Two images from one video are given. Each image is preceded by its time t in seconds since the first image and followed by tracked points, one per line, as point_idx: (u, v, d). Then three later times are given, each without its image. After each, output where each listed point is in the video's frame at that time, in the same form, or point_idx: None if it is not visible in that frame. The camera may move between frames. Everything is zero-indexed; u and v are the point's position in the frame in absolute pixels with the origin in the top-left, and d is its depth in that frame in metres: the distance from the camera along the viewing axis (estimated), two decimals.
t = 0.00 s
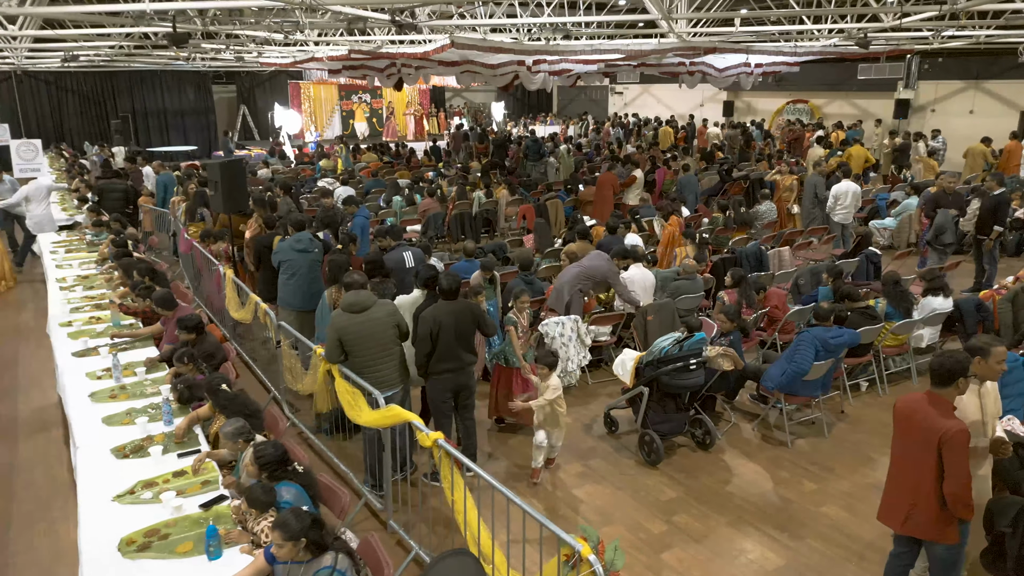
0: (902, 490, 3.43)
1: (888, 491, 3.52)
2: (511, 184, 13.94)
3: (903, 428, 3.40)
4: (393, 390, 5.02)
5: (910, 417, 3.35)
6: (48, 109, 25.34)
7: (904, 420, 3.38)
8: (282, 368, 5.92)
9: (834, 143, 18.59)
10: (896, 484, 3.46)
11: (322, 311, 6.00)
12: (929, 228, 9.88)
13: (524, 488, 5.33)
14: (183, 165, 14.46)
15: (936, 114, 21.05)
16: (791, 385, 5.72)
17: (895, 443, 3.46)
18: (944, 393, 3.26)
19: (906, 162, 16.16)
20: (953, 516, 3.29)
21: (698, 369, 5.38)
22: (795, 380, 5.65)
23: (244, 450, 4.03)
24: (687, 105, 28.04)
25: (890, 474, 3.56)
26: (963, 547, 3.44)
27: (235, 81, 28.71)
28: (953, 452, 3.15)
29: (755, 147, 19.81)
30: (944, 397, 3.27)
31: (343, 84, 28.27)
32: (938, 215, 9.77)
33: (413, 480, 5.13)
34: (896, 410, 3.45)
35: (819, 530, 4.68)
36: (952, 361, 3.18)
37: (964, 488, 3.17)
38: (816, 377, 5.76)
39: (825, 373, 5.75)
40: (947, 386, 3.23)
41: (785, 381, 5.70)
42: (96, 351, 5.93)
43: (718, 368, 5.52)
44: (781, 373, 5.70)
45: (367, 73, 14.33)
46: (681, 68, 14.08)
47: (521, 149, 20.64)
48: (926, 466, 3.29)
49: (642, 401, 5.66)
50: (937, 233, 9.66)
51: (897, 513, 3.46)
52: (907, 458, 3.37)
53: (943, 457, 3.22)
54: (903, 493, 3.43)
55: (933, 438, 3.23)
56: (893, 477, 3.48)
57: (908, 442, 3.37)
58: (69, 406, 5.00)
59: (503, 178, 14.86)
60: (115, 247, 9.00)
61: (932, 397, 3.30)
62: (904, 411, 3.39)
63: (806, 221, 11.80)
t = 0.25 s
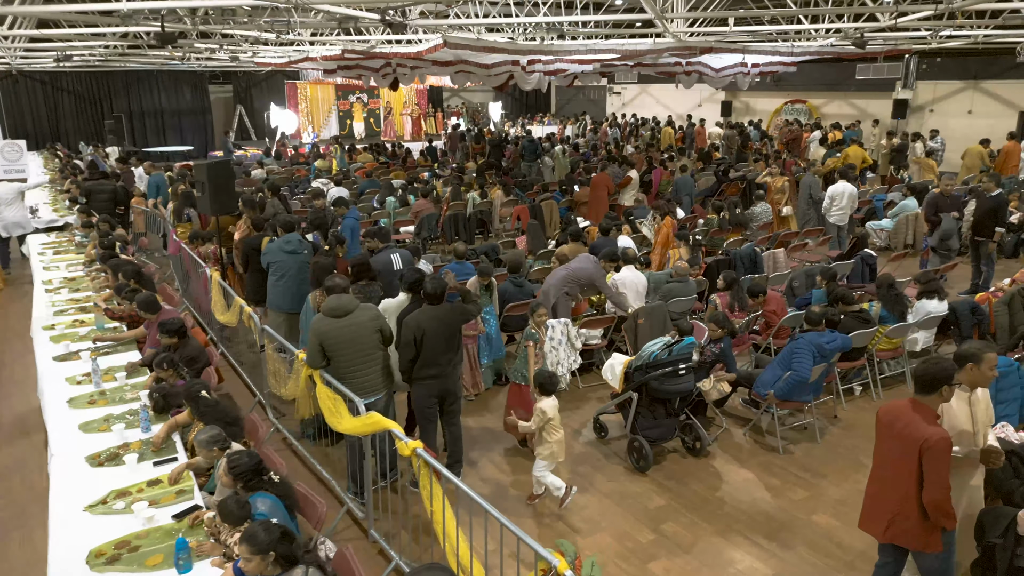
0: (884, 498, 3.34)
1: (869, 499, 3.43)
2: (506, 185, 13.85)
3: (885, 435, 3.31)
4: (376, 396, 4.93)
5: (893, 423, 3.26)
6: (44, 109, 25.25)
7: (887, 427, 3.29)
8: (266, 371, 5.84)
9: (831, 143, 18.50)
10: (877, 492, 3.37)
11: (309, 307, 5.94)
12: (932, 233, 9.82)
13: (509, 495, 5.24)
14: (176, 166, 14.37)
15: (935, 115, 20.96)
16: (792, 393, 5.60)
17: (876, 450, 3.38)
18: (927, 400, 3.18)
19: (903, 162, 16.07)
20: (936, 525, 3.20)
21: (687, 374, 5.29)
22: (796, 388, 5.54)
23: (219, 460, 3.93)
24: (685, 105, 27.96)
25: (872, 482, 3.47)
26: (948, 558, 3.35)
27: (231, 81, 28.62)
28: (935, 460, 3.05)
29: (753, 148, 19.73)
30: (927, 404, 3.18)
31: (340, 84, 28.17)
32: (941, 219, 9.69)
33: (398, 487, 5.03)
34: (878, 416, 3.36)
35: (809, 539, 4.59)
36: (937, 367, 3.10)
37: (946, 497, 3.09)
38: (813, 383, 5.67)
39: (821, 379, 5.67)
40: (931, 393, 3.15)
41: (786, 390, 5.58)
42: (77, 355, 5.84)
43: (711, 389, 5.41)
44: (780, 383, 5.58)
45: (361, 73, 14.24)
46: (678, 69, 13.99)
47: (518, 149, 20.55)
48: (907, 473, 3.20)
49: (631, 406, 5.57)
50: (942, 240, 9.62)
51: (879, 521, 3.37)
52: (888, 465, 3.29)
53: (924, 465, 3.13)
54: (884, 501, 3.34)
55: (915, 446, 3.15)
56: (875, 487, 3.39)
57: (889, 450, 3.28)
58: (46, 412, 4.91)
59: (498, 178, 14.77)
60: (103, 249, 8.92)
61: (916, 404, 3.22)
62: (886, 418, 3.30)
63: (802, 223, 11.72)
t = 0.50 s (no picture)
0: (869, 508, 3.25)
1: (856, 509, 3.35)
2: (501, 186, 13.76)
3: (870, 443, 3.23)
4: (359, 402, 4.84)
5: (878, 432, 3.18)
6: (39, 109, 25.15)
7: (873, 436, 3.21)
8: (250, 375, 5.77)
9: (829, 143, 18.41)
10: (864, 502, 3.29)
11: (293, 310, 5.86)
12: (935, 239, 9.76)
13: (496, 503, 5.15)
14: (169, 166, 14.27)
15: (933, 115, 20.87)
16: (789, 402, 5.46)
17: (863, 460, 3.29)
18: (913, 408, 3.10)
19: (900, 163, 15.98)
20: (923, 537, 3.12)
21: (676, 380, 5.20)
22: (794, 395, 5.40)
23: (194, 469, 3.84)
24: (683, 105, 27.86)
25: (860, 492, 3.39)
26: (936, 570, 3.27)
27: (228, 81, 28.52)
28: (921, 470, 2.97)
29: (751, 148, 19.64)
30: (912, 412, 3.10)
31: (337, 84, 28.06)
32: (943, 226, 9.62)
33: (381, 494, 4.95)
34: (864, 424, 3.28)
35: (799, 548, 4.50)
36: (922, 374, 3.01)
37: (932, 507, 3.02)
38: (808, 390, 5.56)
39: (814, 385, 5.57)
40: (917, 400, 3.06)
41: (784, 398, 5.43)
42: (58, 359, 5.75)
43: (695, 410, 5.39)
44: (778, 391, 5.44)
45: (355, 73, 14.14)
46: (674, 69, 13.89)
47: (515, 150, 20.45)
48: (893, 483, 3.12)
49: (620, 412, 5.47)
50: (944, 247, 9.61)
51: (865, 531, 3.29)
52: (873, 475, 3.20)
53: (911, 475, 3.05)
54: (870, 512, 3.26)
55: (900, 455, 3.06)
56: (861, 497, 3.30)
57: (876, 459, 3.20)
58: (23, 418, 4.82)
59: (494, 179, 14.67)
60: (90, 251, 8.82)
61: (901, 412, 3.13)
62: (872, 426, 3.22)
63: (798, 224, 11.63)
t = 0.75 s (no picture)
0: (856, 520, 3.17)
1: (843, 520, 3.27)
2: (496, 186, 13.66)
3: (857, 453, 3.14)
4: (342, 408, 4.76)
5: (864, 441, 3.09)
6: (34, 109, 25.05)
7: (859, 446, 3.12)
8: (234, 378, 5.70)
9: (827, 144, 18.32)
10: (853, 513, 3.21)
11: (277, 313, 5.78)
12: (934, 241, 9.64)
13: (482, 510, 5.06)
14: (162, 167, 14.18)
15: (932, 115, 20.77)
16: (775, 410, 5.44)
17: (850, 469, 3.21)
18: (899, 416, 3.00)
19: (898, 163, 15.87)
20: (911, 550, 3.04)
21: (665, 385, 5.10)
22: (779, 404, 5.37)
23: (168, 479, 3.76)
24: (681, 105, 27.77)
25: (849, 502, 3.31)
26: None
27: (224, 81, 28.43)
28: (908, 482, 2.88)
29: (748, 148, 19.54)
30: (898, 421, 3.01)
31: (334, 84, 27.94)
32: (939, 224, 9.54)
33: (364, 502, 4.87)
34: (851, 433, 3.19)
35: (788, 556, 4.41)
36: (908, 382, 2.93)
37: (919, 520, 2.93)
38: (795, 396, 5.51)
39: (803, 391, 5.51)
40: (904, 409, 2.97)
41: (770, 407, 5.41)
42: (40, 364, 5.67)
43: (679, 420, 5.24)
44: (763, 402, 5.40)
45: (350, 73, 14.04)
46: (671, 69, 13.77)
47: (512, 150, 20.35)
48: (880, 495, 3.04)
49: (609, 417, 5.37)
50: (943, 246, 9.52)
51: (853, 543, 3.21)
52: (859, 486, 3.11)
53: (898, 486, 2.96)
54: (857, 523, 3.18)
55: (886, 466, 2.98)
56: (849, 508, 3.22)
57: (862, 469, 3.11)
58: None
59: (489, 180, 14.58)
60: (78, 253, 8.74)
61: (887, 421, 3.04)
62: (858, 435, 3.13)
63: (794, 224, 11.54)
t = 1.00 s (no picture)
0: (843, 532, 3.09)
1: (830, 532, 3.19)
2: (491, 187, 13.60)
3: (843, 463, 3.07)
4: (325, 414, 4.69)
5: (850, 452, 3.02)
6: (30, 110, 24.97)
7: (845, 456, 3.04)
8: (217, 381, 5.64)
9: (824, 144, 18.24)
10: (840, 525, 3.12)
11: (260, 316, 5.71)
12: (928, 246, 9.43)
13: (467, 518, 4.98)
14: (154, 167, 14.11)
15: (930, 115, 20.70)
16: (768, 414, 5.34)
17: (836, 480, 3.14)
18: (884, 426, 2.93)
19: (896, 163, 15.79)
20: (899, 563, 2.96)
21: (654, 390, 5.03)
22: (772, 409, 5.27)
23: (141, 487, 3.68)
24: (679, 105, 27.70)
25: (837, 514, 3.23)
26: None
27: (221, 81, 28.37)
28: (894, 493, 2.81)
29: (745, 148, 19.47)
30: (884, 431, 2.93)
31: (331, 84, 27.86)
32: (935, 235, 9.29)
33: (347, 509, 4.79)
34: (836, 444, 3.11)
35: (778, 565, 4.33)
36: (893, 391, 2.85)
37: (907, 534, 2.85)
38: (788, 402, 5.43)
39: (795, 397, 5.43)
40: (889, 418, 2.90)
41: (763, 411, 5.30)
42: (20, 368, 5.58)
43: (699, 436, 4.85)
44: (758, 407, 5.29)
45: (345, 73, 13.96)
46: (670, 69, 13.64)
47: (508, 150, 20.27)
48: (866, 507, 2.96)
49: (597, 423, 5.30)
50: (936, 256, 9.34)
51: (840, 556, 3.14)
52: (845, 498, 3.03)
53: (884, 498, 2.88)
54: (844, 536, 3.10)
55: (872, 477, 2.90)
56: (835, 519, 3.15)
57: (848, 479, 3.04)
58: None
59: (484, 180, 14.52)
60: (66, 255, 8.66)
61: (873, 431, 2.97)
62: (843, 446, 3.06)
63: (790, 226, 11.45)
